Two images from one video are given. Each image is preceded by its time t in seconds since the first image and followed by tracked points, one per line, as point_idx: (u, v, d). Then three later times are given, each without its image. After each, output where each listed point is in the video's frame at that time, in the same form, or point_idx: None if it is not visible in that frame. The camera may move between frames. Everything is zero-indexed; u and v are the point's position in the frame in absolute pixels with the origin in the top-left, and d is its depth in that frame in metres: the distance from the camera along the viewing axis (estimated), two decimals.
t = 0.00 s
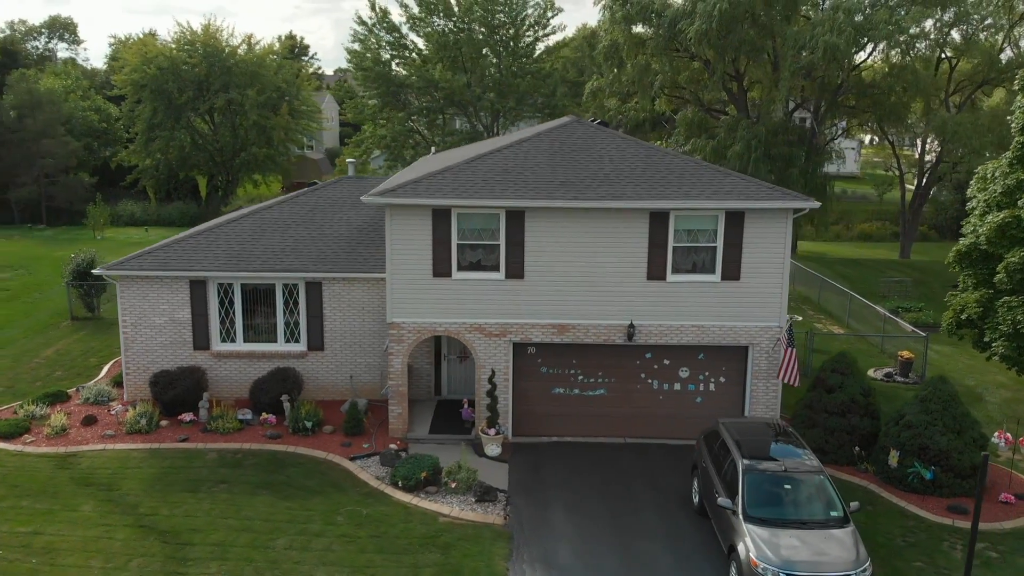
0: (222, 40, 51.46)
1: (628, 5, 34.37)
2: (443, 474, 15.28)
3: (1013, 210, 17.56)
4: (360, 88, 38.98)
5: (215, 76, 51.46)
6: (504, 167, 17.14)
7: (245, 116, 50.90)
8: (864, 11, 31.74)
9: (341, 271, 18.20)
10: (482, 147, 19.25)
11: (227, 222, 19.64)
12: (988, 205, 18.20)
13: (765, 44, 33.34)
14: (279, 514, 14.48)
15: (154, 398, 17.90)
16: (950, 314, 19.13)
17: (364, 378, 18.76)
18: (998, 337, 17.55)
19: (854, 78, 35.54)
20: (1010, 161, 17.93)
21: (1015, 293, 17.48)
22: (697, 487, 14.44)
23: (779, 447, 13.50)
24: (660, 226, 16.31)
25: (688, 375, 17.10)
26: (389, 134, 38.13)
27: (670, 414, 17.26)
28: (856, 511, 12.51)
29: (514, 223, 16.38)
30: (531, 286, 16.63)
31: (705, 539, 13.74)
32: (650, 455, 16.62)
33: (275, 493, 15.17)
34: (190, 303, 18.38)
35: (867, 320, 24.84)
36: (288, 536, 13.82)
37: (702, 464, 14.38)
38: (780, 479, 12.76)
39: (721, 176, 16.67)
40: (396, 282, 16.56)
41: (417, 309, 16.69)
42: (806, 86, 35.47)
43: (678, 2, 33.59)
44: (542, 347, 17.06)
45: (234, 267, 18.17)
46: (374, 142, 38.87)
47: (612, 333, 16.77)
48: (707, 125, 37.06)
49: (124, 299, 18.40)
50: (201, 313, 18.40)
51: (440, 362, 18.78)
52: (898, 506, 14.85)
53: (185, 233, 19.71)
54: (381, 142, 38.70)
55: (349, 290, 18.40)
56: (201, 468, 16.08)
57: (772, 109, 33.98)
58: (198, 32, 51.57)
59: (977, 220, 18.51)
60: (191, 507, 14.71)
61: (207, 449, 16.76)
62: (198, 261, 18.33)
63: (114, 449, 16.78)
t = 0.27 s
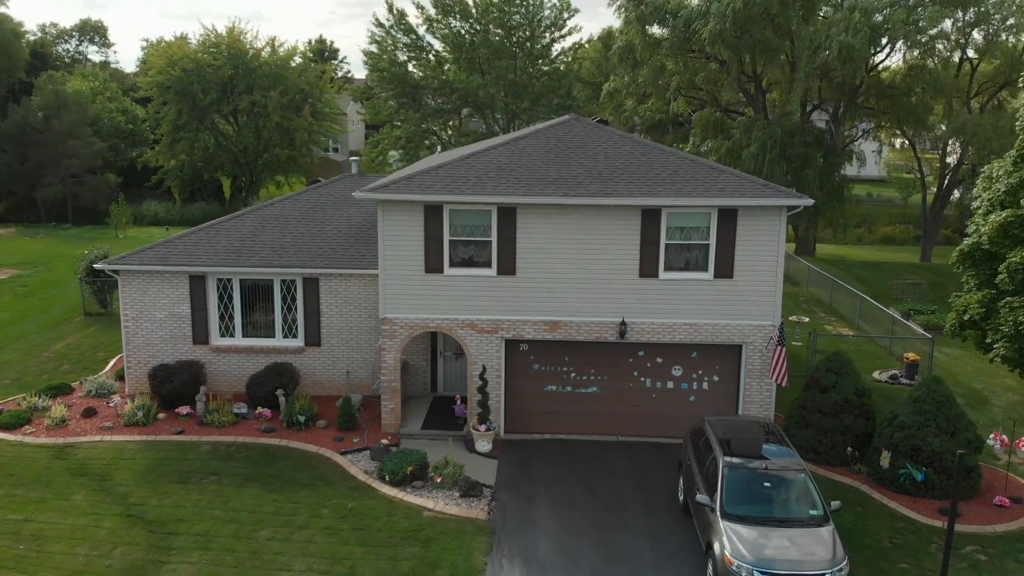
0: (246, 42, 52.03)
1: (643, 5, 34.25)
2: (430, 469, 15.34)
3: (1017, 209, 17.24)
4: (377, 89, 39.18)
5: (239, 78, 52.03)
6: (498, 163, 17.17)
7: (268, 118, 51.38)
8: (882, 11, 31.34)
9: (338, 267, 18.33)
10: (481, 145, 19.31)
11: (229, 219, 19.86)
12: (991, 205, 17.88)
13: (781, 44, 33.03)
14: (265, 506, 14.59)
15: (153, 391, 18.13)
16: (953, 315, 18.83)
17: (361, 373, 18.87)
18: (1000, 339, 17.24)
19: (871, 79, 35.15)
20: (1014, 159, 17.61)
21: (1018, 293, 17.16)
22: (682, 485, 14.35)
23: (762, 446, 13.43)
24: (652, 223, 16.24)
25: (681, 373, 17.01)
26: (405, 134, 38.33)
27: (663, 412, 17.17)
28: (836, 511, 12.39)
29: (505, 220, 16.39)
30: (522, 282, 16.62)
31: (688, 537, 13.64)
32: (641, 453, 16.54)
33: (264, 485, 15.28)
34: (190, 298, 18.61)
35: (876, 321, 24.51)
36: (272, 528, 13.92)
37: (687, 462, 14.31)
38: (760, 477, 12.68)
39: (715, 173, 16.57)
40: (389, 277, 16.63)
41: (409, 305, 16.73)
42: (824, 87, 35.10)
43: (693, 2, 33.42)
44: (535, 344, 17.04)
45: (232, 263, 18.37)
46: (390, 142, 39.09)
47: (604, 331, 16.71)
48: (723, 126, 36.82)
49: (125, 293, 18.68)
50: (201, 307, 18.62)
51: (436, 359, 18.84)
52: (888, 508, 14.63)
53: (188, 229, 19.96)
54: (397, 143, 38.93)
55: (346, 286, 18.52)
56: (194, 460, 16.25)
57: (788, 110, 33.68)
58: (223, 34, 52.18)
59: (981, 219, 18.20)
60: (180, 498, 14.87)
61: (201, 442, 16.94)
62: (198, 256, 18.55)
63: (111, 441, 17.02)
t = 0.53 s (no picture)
0: (265, 46, 52.48)
1: (654, 7, 34.12)
2: (415, 465, 15.36)
3: (1015, 209, 16.97)
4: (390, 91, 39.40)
5: (259, 82, 52.53)
6: (489, 162, 17.18)
7: (287, 121, 51.79)
8: (896, 11, 30.96)
9: (331, 264, 18.42)
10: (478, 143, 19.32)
11: (229, 217, 20.05)
12: (991, 204, 17.62)
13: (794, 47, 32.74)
14: (249, 499, 14.70)
15: (149, 386, 18.33)
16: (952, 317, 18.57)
17: (355, 372, 18.93)
18: (997, 341, 16.97)
19: (887, 81, 34.74)
20: (1014, 158, 17.32)
21: (1016, 295, 16.88)
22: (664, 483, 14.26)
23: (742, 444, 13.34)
24: (641, 222, 16.18)
25: (671, 373, 16.91)
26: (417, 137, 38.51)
27: (653, 412, 17.07)
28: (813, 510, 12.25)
29: (494, 218, 16.41)
30: (512, 281, 16.61)
31: (667, 535, 13.55)
32: (629, 453, 16.45)
33: (249, 480, 15.39)
34: (186, 294, 18.80)
35: (882, 323, 24.20)
36: (254, 520, 14.02)
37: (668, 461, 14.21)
38: (736, 475, 12.58)
39: (706, 172, 16.46)
40: (379, 275, 16.69)
41: (399, 302, 16.77)
42: (838, 90, 34.78)
43: (705, 4, 33.24)
44: (524, 343, 17.02)
45: (228, 260, 18.54)
46: (403, 145, 39.26)
47: (594, 329, 16.66)
48: (737, 128, 36.55)
49: (124, 289, 18.93)
50: (197, 304, 18.81)
51: (430, 357, 18.90)
52: (875, 510, 14.43)
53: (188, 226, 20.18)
54: (409, 145, 39.10)
55: (340, 284, 18.61)
56: (184, 454, 16.41)
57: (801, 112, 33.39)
58: (243, 38, 52.67)
59: (980, 220, 17.94)
60: (166, 491, 15.03)
61: (193, 437, 17.09)
62: (195, 254, 18.76)
63: (105, 434, 17.22)
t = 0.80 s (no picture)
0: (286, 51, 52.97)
1: (666, 10, 34.00)
2: (400, 463, 15.37)
3: (1014, 211, 16.68)
4: (404, 95, 39.63)
5: (279, 87, 52.99)
6: (480, 162, 17.18)
7: (306, 125, 52.20)
8: (910, 14, 30.60)
9: (325, 263, 18.49)
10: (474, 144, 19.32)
11: (228, 216, 20.21)
12: (990, 206, 17.32)
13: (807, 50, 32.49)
14: (233, 495, 14.78)
15: (144, 383, 18.50)
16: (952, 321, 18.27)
17: (348, 371, 18.97)
18: (995, 345, 16.66)
19: (902, 84, 34.33)
20: (1013, 159, 17.02)
21: (1015, 298, 16.57)
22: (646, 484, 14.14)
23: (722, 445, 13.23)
24: (631, 222, 16.10)
25: (661, 374, 16.79)
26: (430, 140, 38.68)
27: (643, 414, 16.94)
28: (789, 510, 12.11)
29: (484, 217, 16.40)
30: (501, 280, 16.59)
31: (647, 537, 13.43)
32: (617, 454, 16.34)
33: (235, 476, 15.48)
34: (183, 293, 18.97)
35: (888, 328, 23.86)
36: (235, 516, 14.09)
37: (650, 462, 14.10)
38: (712, 475, 12.49)
39: (697, 172, 16.33)
40: (368, 273, 16.74)
41: (389, 301, 16.79)
42: (852, 93, 34.43)
43: (717, 6, 33.08)
44: (514, 342, 16.99)
45: (223, 259, 18.69)
46: (417, 149, 39.45)
47: (583, 329, 16.58)
48: (750, 132, 36.28)
49: (122, 287, 19.13)
50: (194, 302, 18.97)
51: (423, 357, 18.91)
52: (861, 514, 14.21)
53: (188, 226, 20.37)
54: (423, 149, 39.29)
55: (334, 283, 18.68)
56: (174, 450, 16.53)
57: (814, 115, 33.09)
58: (264, 43, 53.20)
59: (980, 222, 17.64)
60: (152, 485, 15.15)
61: (184, 433, 17.23)
62: (191, 252, 18.93)
63: (99, 430, 17.40)
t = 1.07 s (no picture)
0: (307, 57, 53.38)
1: (679, 14, 33.86)
2: (385, 463, 15.34)
3: (1015, 214, 16.35)
4: (420, 100, 39.81)
5: (300, 92, 53.38)
6: (472, 163, 17.15)
7: (326, 130, 52.52)
8: (926, 17, 30.19)
9: (320, 264, 18.55)
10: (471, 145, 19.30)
11: (228, 218, 20.36)
12: (990, 209, 17.01)
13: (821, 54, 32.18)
14: (218, 493, 14.84)
15: (141, 382, 18.66)
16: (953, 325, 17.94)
17: (344, 371, 19.01)
18: (995, 350, 16.32)
19: (920, 88, 33.85)
20: (1014, 161, 16.71)
21: (1015, 302, 16.22)
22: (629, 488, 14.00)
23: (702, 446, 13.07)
24: (620, 223, 15.99)
25: (652, 377, 16.64)
26: (444, 144, 38.81)
27: (635, 417, 16.79)
28: (766, 514, 11.96)
29: (474, 218, 16.38)
30: (491, 281, 16.55)
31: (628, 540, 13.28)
32: (606, 457, 16.21)
33: (222, 474, 15.55)
34: (181, 293, 19.13)
35: (896, 333, 23.48)
36: (218, 513, 14.15)
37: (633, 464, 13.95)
38: (689, 477, 12.34)
39: (689, 174, 16.19)
40: (359, 274, 16.77)
41: (379, 301, 16.80)
42: (869, 97, 34.01)
43: (730, 10, 32.88)
44: (505, 344, 16.92)
45: (220, 259, 18.82)
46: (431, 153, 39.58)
47: (573, 331, 16.49)
48: (765, 137, 35.97)
49: (122, 287, 19.33)
50: (191, 301, 19.11)
51: (417, 358, 18.90)
52: (849, 521, 13.97)
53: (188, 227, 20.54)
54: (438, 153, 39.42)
55: (329, 284, 18.74)
56: (166, 448, 16.65)
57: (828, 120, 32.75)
58: (287, 49, 53.69)
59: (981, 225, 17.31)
60: (140, 482, 15.26)
61: (177, 431, 17.34)
62: (189, 253, 19.08)
63: (94, 427, 17.58)
